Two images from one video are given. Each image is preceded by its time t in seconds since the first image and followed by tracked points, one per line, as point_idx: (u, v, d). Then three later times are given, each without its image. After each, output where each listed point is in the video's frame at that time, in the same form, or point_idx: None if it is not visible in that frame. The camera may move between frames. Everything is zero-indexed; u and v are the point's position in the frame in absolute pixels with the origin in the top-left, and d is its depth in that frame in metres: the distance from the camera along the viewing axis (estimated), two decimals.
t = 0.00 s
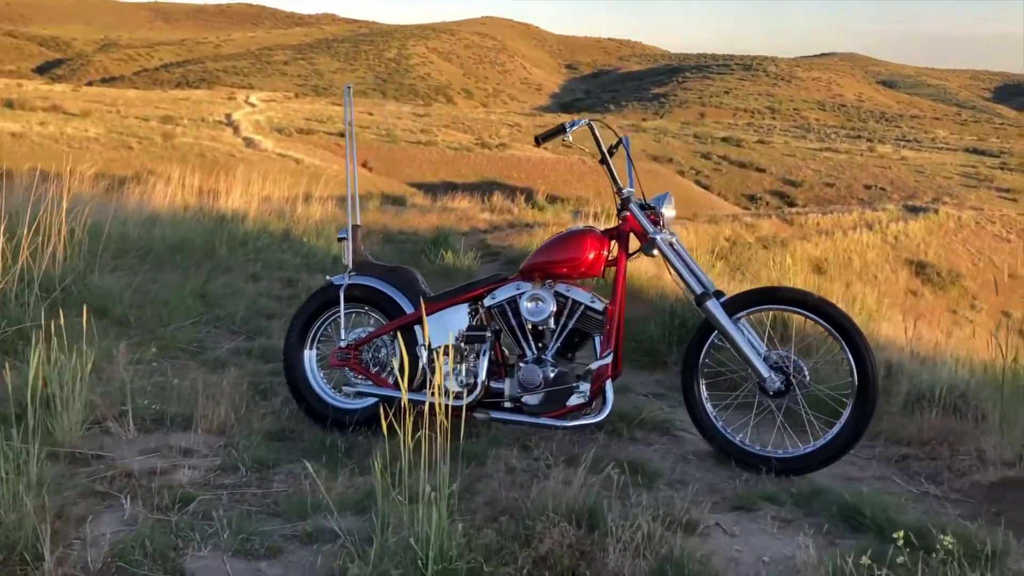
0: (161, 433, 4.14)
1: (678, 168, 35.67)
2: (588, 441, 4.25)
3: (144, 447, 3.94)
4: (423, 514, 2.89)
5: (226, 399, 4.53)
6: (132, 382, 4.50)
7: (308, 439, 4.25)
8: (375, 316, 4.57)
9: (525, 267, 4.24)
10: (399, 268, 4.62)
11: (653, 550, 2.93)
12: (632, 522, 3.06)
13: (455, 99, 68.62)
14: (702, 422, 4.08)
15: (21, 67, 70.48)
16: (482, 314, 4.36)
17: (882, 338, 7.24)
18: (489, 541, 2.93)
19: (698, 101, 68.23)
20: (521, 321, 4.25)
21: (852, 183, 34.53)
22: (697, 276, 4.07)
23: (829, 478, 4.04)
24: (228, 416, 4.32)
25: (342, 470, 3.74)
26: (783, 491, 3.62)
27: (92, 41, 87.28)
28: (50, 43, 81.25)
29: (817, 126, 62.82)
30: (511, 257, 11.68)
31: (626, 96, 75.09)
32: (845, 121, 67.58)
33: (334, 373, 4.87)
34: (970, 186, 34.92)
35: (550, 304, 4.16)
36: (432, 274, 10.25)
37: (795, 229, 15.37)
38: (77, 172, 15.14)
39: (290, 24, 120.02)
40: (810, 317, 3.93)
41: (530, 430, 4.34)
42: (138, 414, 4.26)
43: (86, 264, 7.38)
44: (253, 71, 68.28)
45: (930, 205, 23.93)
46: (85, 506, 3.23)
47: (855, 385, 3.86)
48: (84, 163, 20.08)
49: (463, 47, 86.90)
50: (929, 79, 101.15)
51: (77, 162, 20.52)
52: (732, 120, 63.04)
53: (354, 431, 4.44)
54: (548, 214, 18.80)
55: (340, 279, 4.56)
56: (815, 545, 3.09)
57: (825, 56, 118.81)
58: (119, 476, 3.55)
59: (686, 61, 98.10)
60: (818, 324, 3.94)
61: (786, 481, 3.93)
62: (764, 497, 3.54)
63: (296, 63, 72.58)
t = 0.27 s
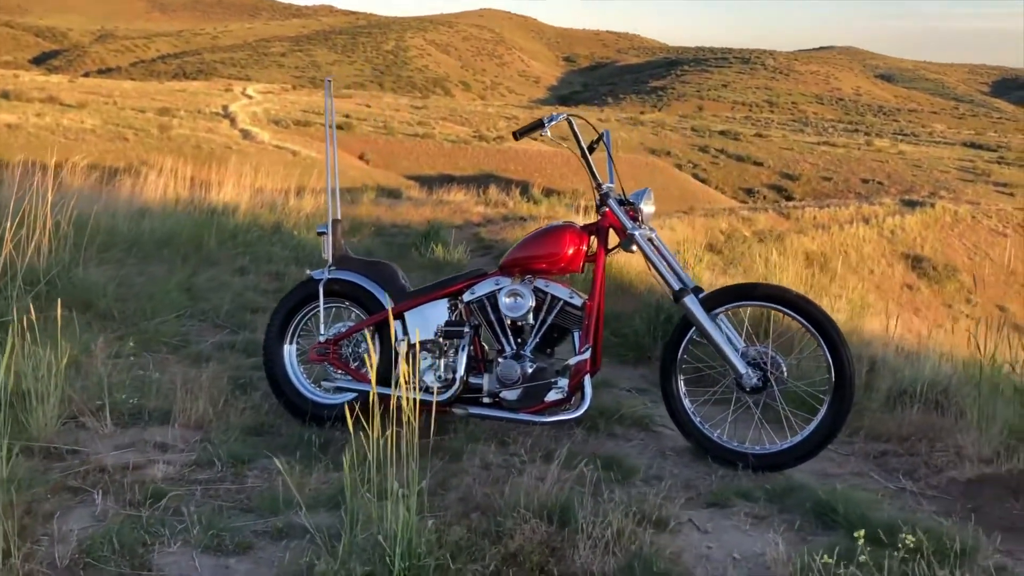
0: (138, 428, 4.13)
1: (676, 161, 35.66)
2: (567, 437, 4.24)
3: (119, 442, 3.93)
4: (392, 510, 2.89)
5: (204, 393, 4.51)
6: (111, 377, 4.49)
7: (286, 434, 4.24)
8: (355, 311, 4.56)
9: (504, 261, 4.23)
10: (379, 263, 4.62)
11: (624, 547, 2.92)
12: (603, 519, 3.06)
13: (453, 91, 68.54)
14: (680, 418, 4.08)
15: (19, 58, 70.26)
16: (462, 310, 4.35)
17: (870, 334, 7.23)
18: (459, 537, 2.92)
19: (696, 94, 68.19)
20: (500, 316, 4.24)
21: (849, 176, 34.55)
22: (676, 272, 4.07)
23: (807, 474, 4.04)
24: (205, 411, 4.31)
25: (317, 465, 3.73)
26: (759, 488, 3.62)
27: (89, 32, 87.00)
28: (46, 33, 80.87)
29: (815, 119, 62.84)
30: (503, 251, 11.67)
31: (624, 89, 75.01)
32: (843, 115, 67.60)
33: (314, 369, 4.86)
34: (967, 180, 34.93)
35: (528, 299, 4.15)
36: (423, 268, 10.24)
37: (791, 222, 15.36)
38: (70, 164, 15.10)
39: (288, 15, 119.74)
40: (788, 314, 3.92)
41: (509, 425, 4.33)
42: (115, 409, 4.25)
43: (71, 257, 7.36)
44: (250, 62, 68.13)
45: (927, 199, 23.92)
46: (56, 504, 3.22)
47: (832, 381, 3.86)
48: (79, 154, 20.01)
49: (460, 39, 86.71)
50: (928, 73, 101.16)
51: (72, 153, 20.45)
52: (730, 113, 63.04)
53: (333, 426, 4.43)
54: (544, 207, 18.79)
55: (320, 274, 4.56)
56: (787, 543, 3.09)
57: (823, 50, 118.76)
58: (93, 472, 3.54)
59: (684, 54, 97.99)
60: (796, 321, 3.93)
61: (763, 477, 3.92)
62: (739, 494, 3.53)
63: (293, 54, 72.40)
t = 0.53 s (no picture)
0: (117, 423, 4.13)
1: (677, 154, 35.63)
2: (547, 432, 4.24)
3: (97, 437, 3.93)
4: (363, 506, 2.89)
5: (186, 388, 4.50)
6: (92, 371, 4.49)
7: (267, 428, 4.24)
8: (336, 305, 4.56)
9: (484, 257, 4.22)
10: (361, 257, 4.61)
11: (595, 543, 2.93)
12: (575, 515, 3.06)
13: (454, 83, 68.45)
14: (659, 413, 4.08)
15: (19, 50, 70.16)
16: (442, 305, 4.34)
17: (862, 329, 7.21)
18: (430, 533, 2.93)
19: (698, 87, 68.08)
20: (481, 311, 4.24)
21: (850, 170, 34.52)
22: (655, 267, 4.06)
23: (786, 469, 4.04)
24: (186, 405, 4.30)
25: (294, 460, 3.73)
26: (736, 484, 3.62)
27: (91, 23, 86.83)
28: (47, 25, 80.65)
29: (817, 112, 62.76)
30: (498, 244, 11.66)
31: (625, 82, 74.90)
32: (845, 108, 67.51)
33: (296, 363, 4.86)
34: (969, 174, 34.89)
35: (508, 294, 4.15)
36: (417, 261, 10.24)
37: (791, 216, 15.34)
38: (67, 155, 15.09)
39: (289, 7, 119.54)
40: (767, 310, 3.92)
41: (489, 420, 4.33)
42: (95, 403, 4.25)
43: (60, 250, 7.35)
44: (251, 55, 68.03)
45: (928, 193, 23.88)
46: (29, 499, 3.23)
47: (810, 377, 3.85)
48: (77, 146, 19.98)
49: (462, 31, 86.53)
50: (930, 66, 101.02)
51: (70, 146, 20.43)
52: (731, 106, 62.93)
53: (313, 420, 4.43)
54: (544, 200, 18.77)
55: (302, 269, 4.56)
56: (759, 539, 3.09)
57: (825, 42, 118.56)
58: (69, 466, 3.54)
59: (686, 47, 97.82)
60: (776, 317, 3.92)
61: (742, 472, 3.93)
62: (715, 490, 3.53)
63: (294, 47, 72.28)
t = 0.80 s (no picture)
0: (100, 415, 4.15)
1: (683, 144, 35.53)
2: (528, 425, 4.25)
3: (79, 430, 3.95)
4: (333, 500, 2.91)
5: (170, 380, 4.52)
6: (75, 364, 4.51)
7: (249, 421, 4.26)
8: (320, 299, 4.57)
9: (466, 250, 4.23)
10: (345, 251, 4.62)
11: (564, 538, 2.95)
12: (546, 509, 3.08)
13: (460, 74, 68.35)
14: (639, 407, 4.08)
15: (27, 40, 70.24)
16: (424, 299, 4.34)
17: (856, 321, 7.20)
18: (400, 527, 2.94)
19: (705, 76, 67.83)
20: (462, 305, 4.24)
21: (857, 160, 34.40)
22: (636, 262, 4.06)
23: (766, 464, 4.04)
24: (170, 398, 4.32)
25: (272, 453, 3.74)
26: (712, 478, 3.63)
27: (98, 14, 86.86)
28: (55, 15, 80.67)
29: (825, 103, 62.48)
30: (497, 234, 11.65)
31: (632, 72, 74.68)
32: (853, 99, 67.21)
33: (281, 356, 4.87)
34: (977, 164, 34.72)
35: (488, 288, 4.15)
36: (415, 253, 10.24)
37: (796, 206, 15.29)
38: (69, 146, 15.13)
39: None
40: (746, 304, 3.91)
41: (471, 413, 4.34)
42: (78, 396, 4.27)
43: (54, 242, 7.37)
44: (257, 45, 68.01)
45: (936, 184, 23.78)
46: (5, 493, 3.25)
47: (788, 371, 3.85)
48: (81, 137, 20.02)
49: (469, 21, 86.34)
50: (939, 56, 100.42)
51: (74, 136, 20.48)
52: (738, 96, 62.70)
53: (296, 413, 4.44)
54: (547, 191, 18.74)
55: (285, 262, 4.56)
56: (729, 535, 3.10)
57: (834, 32, 117.97)
58: (48, 460, 3.56)
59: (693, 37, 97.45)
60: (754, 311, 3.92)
61: (720, 466, 3.93)
62: (690, 484, 3.54)
63: (301, 36, 72.21)
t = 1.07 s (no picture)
0: (93, 412, 4.17)
1: (694, 137, 35.41)
2: (520, 423, 4.24)
3: (71, 427, 3.97)
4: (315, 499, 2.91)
5: (164, 377, 4.53)
6: (70, 359, 4.52)
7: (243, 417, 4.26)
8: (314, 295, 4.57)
9: (459, 248, 4.22)
10: (339, 248, 4.62)
11: (549, 538, 2.95)
12: (530, 508, 3.07)
13: (472, 66, 68.29)
14: (630, 405, 4.07)
15: (40, 32, 70.47)
16: (417, 297, 4.34)
17: (859, 317, 7.15)
18: (385, 527, 2.94)
19: (717, 69, 67.54)
20: (454, 303, 4.23)
21: (870, 153, 34.21)
22: (628, 260, 4.04)
23: (758, 463, 4.03)
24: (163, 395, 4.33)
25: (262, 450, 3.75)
26: (702, 477, 3.62)
27: (111, 6, 87.07)
28: (67, 7, 80.88)
29: (838, 96, 62.15)
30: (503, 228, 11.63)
31: (644, 64, 74.44)
32: (866, 91, 66.83)
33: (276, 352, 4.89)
34: (991, 158, 34.48)
35: (480, 286, 4.14)
36: (420, 247, 10.24)
37: (807, 199, 15.22)
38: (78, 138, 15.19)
39: None
40: (738, 303, 3.89)
41: (464, 410, 4.34)
42: (71, 392, 4.28)
43: (56, 237, 7.39)
44: (269, 36, 68.04)
45: (948, 177, 23.64)
46: None
47: (780, 370, 3.83)
48: (91, 129, 20.09)
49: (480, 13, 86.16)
50: (954, 48, 99.74)
51: (84, 128, 20.54)
52: (750, 88, 62.43)
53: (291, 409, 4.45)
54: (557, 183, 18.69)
55: (279, 259, 4.56)
56: (714, 536, 3.09)
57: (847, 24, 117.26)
58: (39, 457, 3.58)
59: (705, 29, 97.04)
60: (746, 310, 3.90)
61: (711, 465, 3.92)
62: (679, 483, 3.53)
63: (312, 28, 72.21)
